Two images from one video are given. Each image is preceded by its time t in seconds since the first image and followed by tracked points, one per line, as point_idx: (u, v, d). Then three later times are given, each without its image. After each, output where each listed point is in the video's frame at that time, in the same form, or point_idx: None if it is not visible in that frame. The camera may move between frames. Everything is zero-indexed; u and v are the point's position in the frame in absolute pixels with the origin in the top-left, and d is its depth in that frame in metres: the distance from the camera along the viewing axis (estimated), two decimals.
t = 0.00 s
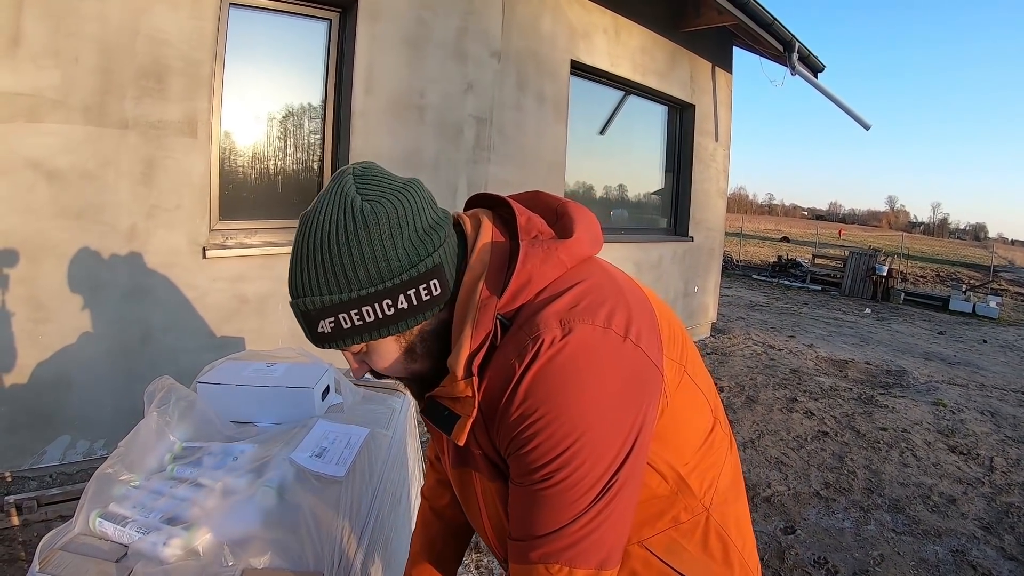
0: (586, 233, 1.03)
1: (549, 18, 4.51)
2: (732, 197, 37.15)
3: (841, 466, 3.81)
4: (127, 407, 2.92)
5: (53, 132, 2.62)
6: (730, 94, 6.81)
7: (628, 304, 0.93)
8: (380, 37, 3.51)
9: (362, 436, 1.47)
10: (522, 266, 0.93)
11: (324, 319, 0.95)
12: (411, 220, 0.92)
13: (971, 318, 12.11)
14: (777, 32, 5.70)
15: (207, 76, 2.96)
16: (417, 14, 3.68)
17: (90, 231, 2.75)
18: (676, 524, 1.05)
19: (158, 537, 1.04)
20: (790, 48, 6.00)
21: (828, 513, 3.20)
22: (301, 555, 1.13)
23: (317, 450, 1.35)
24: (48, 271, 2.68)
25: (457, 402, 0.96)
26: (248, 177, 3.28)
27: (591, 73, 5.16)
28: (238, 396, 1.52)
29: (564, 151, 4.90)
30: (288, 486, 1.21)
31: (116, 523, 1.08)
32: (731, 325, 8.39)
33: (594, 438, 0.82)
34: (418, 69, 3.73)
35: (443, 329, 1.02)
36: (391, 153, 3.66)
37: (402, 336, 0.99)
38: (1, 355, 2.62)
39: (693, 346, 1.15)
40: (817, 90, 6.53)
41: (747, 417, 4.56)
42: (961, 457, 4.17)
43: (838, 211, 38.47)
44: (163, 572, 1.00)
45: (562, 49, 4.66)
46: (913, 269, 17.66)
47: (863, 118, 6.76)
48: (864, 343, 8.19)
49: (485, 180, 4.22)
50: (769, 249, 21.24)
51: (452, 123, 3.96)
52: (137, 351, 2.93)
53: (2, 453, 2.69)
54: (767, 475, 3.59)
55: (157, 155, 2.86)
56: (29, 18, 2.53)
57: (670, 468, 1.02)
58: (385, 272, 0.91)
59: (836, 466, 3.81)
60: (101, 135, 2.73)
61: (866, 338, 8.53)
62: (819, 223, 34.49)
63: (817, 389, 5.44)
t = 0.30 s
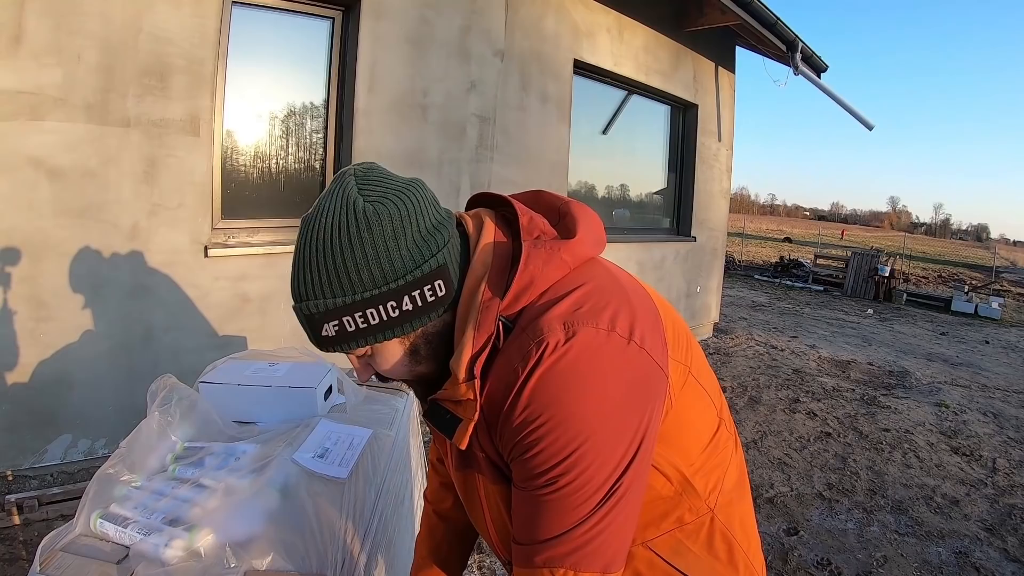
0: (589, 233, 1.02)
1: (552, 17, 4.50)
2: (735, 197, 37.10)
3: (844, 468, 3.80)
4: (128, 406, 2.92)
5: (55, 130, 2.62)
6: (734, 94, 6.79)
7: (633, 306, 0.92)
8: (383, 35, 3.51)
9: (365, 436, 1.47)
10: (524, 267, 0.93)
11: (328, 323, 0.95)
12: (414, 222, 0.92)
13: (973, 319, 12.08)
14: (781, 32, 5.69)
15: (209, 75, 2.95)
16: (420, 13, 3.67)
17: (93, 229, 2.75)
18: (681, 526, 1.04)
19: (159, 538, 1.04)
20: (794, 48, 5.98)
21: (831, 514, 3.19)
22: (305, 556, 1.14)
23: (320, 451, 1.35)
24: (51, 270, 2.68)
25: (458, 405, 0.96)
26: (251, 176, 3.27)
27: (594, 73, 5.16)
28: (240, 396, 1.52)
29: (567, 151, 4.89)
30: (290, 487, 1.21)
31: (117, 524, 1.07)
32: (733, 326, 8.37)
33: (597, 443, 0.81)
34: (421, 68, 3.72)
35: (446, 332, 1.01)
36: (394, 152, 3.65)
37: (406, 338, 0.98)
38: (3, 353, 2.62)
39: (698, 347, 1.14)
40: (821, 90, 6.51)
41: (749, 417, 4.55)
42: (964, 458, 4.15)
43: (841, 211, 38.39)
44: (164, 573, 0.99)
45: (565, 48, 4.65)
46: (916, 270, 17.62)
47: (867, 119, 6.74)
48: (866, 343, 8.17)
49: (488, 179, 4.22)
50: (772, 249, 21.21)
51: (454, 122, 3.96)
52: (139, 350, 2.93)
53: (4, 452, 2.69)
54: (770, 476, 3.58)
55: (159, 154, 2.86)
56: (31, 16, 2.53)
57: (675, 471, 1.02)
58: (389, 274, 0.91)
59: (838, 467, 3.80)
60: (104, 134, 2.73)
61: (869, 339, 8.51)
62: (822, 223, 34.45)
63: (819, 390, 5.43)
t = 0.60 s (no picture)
0: (586, 232, 1.02)
1: (554, 17, 4.49)
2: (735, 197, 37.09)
3: (845, 469, 3.79)
4: (128, 406, 2.91)
5: (55, 128, 2.62)
6: (735, 94, 6.78)
7: (630, 306, 0.91)
8: (384, 34, 3.50)
9: (365, 436, 1.46)
10: (520, 266, 0.92)
11: (323, 327, 0.94)
12: (409, 223, 0.92)
13: (974, 320, 12.07)
14: (783, 32, 5.68)
15: (210, 74, 2.95)
16: (421, 12, 3.66)
17: (93, 229, 2.75)
18: (682, 528, 1.04)
19: (158, 540, 1.03)
20: (795, 48, 5.98)
21: (832, 515, 3.19)
22: (304, 559, 1.13)
23: (320, 451, 1.34)
24: (51, 269, 2.68)
25: (454, 408, 0.96)
26: (252, 176, 3.27)
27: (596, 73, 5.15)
28: (240, 396, 1.52)
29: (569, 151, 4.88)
30: (290, 488, 1.21)
31: (116, 526, 1.07)
32: (734, 326, 8.37)
33: (595, 445, 0.81)
34: (422, 67, 3.72)
35: (443, 335, 1.01)
36: (395, 151, 3.65)
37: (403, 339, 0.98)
38: (2, 352, 2.62)
39: (698, 347, 1.13)
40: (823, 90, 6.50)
41: (750, 418, 4.54)
42: (965, 459, 4.15)
43: (842, 211, 38.37)
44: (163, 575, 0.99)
45: (566, 47, 4.64)
46: (917, 270, 17.61)
47: (869, 119, 6.74)
48: (867, 344, 8.16)
49: (489, 179, 4.21)
50: (772, 249, 21.20)
51: (456, 122, 3.95)
52: (139, 350, 2.92)
53: (4, 451, 2.69)
54: (772, 477, 3.58)
55: (160, 153, 2.86)
56: (32, 14, 2.53)
57: (675, 472, 1.01)
58: (384, 278, 0.91)
59: (840, 468, 3.80)
60: (104, 133, 2.72)
61: (870, 340, 8.51)
62: (823, 224, 34.42)
63: (821, 391, 5.42)
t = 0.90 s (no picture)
0: (585, 233, 1.01)
1: (555, 17, 4.49)
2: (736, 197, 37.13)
3: (846, 470, 3.79)
4: (128, 406, 2.91)
5: (55, 128, 2.62)
6: (736, 94, 6.78)
7: (629, 308, 0.91)
8: (385, 34, 3.50)
9: (364, 437, 1.46)
10: (517, 266, 0.92)
11: (318, 326, 0.94)
12: (404, 221, 0.91)
13: (975, 321, 12.07)
14: (784, 32, 5.68)
15: (210, 73, 2.95)
16: (422, 11, 3.66)
17: (92, 228, 2.74)
18: (682, 532, 1.04)
19: (157, 541, 1.03)
20: (796, 49, 5.97)
21: (833, 516, 3.18)
22: (302, 562, 1.13)
23: (320, 452, 1.34)
24: (50, 268, 2.68)
25: (448, 410, 0.96)
26: (252, 175, 3.27)
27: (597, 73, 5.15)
28: (240, 397, 1.52)
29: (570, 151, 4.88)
30: (290, 489, 1.20)
31: (115, 526, 1.07)
32: (734, 326, 8.36)
33: (592, 449, 0.80)
34: (422, 67, 3.71)
35: (438, 335, 1.00)
36: (395, 151, 3.64)
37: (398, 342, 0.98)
38: (3, 351, 2.62)
39: (698, 349, 1.13)
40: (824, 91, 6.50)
41: (751, 419, 4.54)
42: (966, 460, 4.14)
43: (843, 212, 38.33)
44: None
45: (567, 47, 4.64)
46: (918, 271, 17.59)
47: (870, 120, 6.73)
48: (868, 345, 8.16)
49: (490, 180, 4.21)
50: (773, 250, 21.17)
51: (457, 122, 3.95)
52: (139, 350, 2.92)
53: (3, 451, 2.69)
54: (773, 478, 3.57)
55: (160, 152, 2.86)
56: (32, 13, 2.52)
57: (675, 476, 1.01)
58: (378, 277, 0.90)
59: (841, 469, 3.79)
60: (104, 132, 2.72)
61: (870, 341, 8.50)
62: (824, 224, 34.40)
63: (822, 392, 5.41)
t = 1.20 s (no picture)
0: (585, 232, 1.02)
1: (556, 17, 4.49)
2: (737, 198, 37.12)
3: (847, 471, 3.78)
4: (129, 405, 2.91)
5: (57, 127, 2.62)
6: (738, 95, 6.78)
7: (629, 308, 0.90)
8: (387, 34, 3.50)
9: (365, 438, 1.46)
10: (517, 265, 0.92)
11: (321, 351, 0.95)
12: (385, 235, 0.89)
13: (976, 322, 12.05)
14: (786, 33, 5.68)
15: (212, 73, 2.95)
16: (424, 12, 3.66)
17: (93, 227, 2.74)
18: (683, 535, 1.04)
19: (157, 540, 1.03)
20: (798, 49, 5.97)
21: (834, 517, 3.18)
22: (302, 562, 1.12)
23: (320, 453, 1.34)
24: (51, 268, 2.68)
25: (447, 411, 0.95)
26: (253, 175, 3.27)
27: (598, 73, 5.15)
28: (241, 396, 1.52)
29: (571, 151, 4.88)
30: (290, 489, 1.20)
31: (115, 526, 1.07)
32: (735, 327, 8.35)
33: (590, 451, 0.80)
34: (424, 67, 3.71)
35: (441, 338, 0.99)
36: (396, 151, 3.64)
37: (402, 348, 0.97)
38: (4, 350, 2.62)
39: (698, 349, 1.13)
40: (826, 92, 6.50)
41: (752, 420, 4.53)
42: (967, 462, 4.14)
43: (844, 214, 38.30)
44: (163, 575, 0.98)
45: (569, 47, 4.64)
46: (919, 272, 17.57)
47: (872, 121, 6.73)
48: (869, 346, 8.15)
49: (491, 180, 4.21)
50: (774, 250, 21.15)
51: (458, 122, 3.95)
52: (140, 349, 2.92)
53: (4, 450, 2.69)
54: (774, 479, 3.56)
55: (161, 152, 2.86)
56: (34, 12, 2.53)
57: (675, 478, 1.01)
58: (369, 294, 0.89)
59: (842, 470, 3.79)
60: (106, 131, 2.72)
61: (872, 342, 8.49)
62: (825, 225, 34.37)
63: (823, 393, 5.41)
